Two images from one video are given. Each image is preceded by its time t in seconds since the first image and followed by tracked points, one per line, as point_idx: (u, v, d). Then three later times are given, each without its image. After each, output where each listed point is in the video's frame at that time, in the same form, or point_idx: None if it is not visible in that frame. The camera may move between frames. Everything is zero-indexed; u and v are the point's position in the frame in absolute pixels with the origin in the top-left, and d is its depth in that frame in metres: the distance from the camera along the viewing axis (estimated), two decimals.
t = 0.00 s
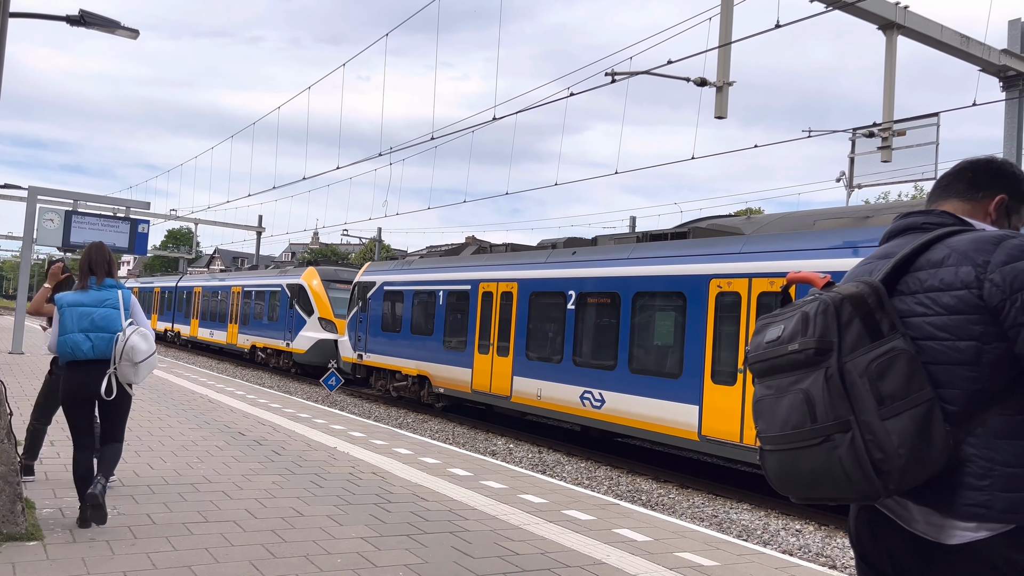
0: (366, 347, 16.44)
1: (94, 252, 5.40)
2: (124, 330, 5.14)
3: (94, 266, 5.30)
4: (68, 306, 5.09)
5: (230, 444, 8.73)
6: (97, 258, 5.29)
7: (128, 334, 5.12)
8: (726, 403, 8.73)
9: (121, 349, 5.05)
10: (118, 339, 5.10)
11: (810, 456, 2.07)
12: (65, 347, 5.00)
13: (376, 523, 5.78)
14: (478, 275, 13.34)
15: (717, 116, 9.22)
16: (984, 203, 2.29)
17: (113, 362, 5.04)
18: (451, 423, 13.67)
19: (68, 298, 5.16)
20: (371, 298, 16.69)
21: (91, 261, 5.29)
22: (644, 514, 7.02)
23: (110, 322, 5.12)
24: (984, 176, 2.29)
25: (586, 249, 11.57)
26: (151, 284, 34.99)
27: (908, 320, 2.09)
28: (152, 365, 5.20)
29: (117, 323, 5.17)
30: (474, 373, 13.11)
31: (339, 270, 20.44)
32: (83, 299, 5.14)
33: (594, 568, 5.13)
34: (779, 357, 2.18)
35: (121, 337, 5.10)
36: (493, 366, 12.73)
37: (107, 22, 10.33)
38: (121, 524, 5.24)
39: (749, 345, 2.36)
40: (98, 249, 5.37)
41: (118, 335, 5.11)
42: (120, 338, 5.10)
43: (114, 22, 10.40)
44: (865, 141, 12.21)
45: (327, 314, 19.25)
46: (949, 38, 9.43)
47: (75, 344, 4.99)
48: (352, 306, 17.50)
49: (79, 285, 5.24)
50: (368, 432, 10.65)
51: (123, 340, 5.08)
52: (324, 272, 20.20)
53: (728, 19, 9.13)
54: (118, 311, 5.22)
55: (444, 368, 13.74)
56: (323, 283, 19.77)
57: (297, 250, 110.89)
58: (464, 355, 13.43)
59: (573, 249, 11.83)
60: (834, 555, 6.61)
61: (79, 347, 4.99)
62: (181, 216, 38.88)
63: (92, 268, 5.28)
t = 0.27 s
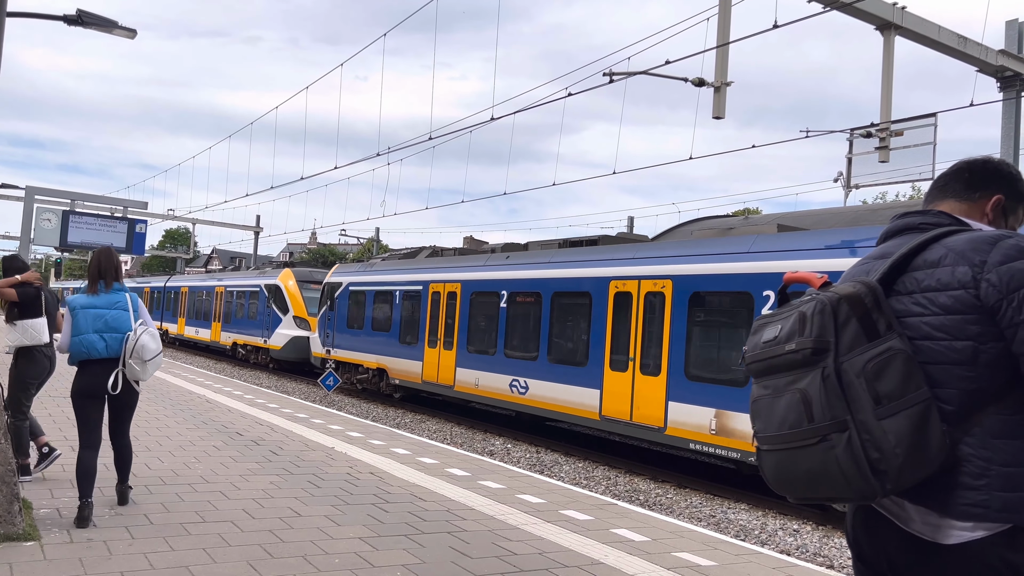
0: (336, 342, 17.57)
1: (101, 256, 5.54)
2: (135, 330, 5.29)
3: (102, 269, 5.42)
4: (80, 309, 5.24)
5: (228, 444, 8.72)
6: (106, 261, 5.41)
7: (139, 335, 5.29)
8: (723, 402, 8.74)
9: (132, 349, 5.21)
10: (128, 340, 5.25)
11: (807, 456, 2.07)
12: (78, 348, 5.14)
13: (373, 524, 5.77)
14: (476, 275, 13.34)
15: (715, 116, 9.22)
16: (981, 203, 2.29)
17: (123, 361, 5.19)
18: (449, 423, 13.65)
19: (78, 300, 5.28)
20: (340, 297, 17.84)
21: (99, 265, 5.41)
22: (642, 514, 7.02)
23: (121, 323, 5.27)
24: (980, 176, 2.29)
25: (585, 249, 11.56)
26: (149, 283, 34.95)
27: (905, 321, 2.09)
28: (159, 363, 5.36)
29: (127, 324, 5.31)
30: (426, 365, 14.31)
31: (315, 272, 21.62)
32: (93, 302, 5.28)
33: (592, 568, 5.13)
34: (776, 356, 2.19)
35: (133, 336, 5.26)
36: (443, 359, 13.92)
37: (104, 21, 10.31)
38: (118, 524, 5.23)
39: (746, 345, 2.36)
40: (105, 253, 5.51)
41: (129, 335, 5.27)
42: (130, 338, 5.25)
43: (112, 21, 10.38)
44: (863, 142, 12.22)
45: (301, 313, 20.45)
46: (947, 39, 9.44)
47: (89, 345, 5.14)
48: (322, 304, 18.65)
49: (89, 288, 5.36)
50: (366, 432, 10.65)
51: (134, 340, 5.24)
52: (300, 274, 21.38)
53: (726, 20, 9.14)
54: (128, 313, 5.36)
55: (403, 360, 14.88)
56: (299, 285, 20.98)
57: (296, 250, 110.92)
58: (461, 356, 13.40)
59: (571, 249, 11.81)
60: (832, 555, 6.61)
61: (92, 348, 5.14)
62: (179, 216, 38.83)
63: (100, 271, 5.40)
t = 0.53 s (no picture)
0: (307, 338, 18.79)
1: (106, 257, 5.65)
2: (143, 327, 5.40)
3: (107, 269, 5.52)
4: (91, 308, 5.34)
5: (226, 444, 8.71)
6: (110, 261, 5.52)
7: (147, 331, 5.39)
8: (720, 402, 8.74)
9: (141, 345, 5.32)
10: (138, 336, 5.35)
11: (806, 456, 2.08)
12: (89, 346, 5.24)
13: (372, 524, 5.76)
14: (475, 275, 13.34)
15: (713, 116, 9.23)
16: (979, 203, 2.30)
17: (134, 357, 5.30)
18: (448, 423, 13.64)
19: (87, 301, 5.39)
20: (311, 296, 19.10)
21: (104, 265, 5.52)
22: (640, 514, 7.02)
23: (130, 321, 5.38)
24: (978, 176, 2.30)
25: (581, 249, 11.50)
26: (147, 283, 34.90)
27: (903, 320, 2.10)
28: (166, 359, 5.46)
29: (136, 322, 5.42)
30: (383, 358, 15.56)
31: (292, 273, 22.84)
32: (102, 301, 5.38)
33: (590, 567, 5.13)
34: (774, 356, 2.19)
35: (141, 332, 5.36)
36: (399, 353, 15.16)
37: (102, 21, 10.30)
38: (116, 524, 5.22)
39: (745, 345, 2.36)
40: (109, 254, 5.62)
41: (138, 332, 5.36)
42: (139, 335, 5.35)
43: (110, 20, 10.37)
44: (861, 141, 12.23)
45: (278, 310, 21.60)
46: (944, 39, 9.46)
47: (99, 343, 5.23)
48: (294, 304, 19.81)
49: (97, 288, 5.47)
50: (364, 432, 10.64)
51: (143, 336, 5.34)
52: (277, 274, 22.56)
53: (724, 20, 9.14)
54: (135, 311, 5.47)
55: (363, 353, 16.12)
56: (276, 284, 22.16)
57: (294, 250, 110.94)
58: (458, 355, 13.33)
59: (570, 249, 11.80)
60: (830, 554, 6.62)
61: (104, 346, 5.23)
62: (177, 215, 38.83)
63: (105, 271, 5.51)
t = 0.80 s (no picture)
0: (281, 336, 20.15)
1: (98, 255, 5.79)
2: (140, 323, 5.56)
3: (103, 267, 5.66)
4: (89, 304, 5.45)
5: (224, 444, 8.69)
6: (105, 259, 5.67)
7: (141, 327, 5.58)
8: (719, 401, 8.76)
9: (140, 339, 5.49)
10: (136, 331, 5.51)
11: (804, 455, 2.08)
12: (89, 340, 5.33)
13: (370, 523, 5.75)
14: (473, 274, 13.34)
15: (712, 116, 9.23)
16: (978, 203, 2.30)
17: (130, 352, 5.46)
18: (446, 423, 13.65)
19: (83, 297, 5.49)
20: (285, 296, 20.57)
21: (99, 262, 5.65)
22: (639, 513, 7.02)
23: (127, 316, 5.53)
24: (977, 176, 2.30)
25: (584, 249, 11.54)
26: (145, 282, 34.82)
27: (902, 319, 2.10)
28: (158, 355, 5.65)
29: (132, 318, 5.57)
30: (347, 353, 16.99)
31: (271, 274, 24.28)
32: (98, 296, 5.51)
33: (588, 567, 5.13)
34: (773, 356, 2.19)
35: (139, 327, 5.52)
36: (360, 347, 16.66)
37: (101, 20, 10.28)
38: (114, 524, 5.22)
39: (744, 344, 2.36)
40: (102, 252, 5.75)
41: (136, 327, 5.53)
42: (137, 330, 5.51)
43: (108, 20, 10.36)
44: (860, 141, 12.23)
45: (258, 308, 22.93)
46: (943, 39, 9.47)
47: (99, 337, 5.35)
48: (292, 303, 19.85)
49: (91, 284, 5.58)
50: (363, 432, 10.63)
51: (141, 331, 5.51)
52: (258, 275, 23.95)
53: (722, 20, 9.15)
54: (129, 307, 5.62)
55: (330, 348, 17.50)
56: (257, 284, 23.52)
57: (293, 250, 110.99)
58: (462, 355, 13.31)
59: (570, 248, 11.81)
60: (828, 553, 6.63)
61: (105, 341, 5.36)
62: (176, 215, 38.94)
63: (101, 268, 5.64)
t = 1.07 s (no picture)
0: (258, 332, 21.61)
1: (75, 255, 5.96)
2: (120, 322, 5.82)
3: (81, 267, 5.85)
4: (72, 304, 5.64)
5: (223, 443, 8.69)
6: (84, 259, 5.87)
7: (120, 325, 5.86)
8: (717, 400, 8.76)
9: (121, 337, 5.75)
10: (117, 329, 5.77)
11: (804, 454, 2.08)
12: (74, 339, 5.53)
13: (368, 522, 5.75)
14: (472, 273, 13.33)
15: (711, 115, 9.22)
16: (977, 203, 2.30)
17: (110, 350, 5.72)
18: (445, 422, 13.65)
19: (64, 296, 5.67)
20: (264, 295, 22.02)
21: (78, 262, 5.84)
22: (637, 512, 7.02)
23: (107, 315, 5.76)
24: (977, 175, 2.30)
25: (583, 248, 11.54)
26: (143, 281, 34.80)
27: (901, 318, 2.10)
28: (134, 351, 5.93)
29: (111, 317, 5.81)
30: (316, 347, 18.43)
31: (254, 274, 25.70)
32: (79, 296, 5.71)
33: (587, 566, 5.13)
34: (773, 355, 2.19)
35: (121, 326, 5.78)
36: (327, 342, 18.09)
37: (99, 18, 10.27)
38: (112, 523, 5.22)
39: (743, 343, 2.36)
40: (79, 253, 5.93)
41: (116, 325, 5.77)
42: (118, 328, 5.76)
43: (107, 18, 10.34)
44: (858, 140, 12.23)
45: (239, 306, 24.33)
46: (942, 38, 9.47)
47: (84, 336, 5.56)
48: (291, 302, 19.87)
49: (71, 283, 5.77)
50: (361, 431, 10.62)
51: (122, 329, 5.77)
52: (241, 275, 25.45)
53: (721, 18, 9.14)
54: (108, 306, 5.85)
55: (300, 342, 18.90)
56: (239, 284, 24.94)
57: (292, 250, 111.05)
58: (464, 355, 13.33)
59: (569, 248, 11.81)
60: (826, 552, 6.63)
61: (88, 339, 5.58)
62: (175, 214, 39.05)
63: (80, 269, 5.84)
